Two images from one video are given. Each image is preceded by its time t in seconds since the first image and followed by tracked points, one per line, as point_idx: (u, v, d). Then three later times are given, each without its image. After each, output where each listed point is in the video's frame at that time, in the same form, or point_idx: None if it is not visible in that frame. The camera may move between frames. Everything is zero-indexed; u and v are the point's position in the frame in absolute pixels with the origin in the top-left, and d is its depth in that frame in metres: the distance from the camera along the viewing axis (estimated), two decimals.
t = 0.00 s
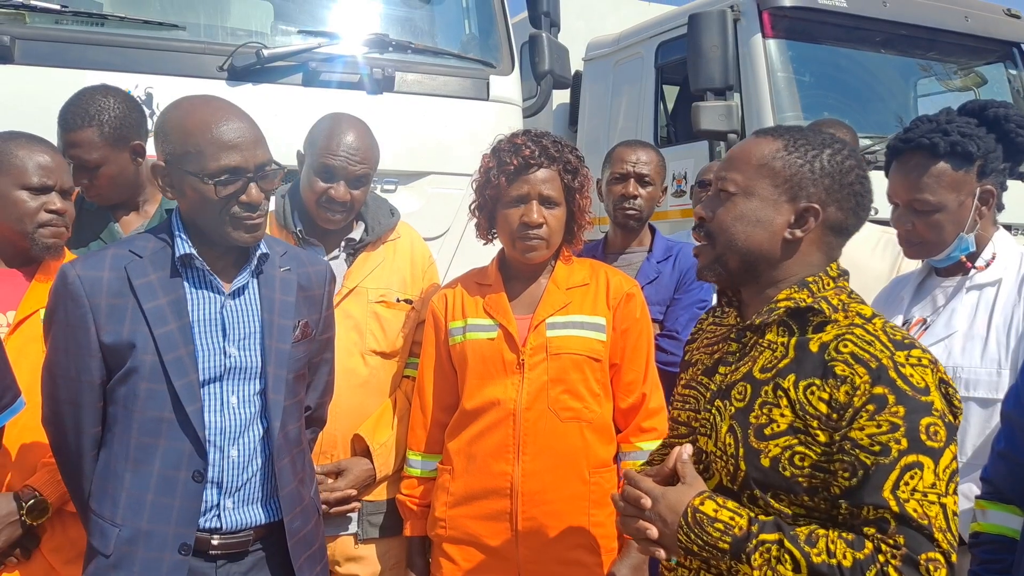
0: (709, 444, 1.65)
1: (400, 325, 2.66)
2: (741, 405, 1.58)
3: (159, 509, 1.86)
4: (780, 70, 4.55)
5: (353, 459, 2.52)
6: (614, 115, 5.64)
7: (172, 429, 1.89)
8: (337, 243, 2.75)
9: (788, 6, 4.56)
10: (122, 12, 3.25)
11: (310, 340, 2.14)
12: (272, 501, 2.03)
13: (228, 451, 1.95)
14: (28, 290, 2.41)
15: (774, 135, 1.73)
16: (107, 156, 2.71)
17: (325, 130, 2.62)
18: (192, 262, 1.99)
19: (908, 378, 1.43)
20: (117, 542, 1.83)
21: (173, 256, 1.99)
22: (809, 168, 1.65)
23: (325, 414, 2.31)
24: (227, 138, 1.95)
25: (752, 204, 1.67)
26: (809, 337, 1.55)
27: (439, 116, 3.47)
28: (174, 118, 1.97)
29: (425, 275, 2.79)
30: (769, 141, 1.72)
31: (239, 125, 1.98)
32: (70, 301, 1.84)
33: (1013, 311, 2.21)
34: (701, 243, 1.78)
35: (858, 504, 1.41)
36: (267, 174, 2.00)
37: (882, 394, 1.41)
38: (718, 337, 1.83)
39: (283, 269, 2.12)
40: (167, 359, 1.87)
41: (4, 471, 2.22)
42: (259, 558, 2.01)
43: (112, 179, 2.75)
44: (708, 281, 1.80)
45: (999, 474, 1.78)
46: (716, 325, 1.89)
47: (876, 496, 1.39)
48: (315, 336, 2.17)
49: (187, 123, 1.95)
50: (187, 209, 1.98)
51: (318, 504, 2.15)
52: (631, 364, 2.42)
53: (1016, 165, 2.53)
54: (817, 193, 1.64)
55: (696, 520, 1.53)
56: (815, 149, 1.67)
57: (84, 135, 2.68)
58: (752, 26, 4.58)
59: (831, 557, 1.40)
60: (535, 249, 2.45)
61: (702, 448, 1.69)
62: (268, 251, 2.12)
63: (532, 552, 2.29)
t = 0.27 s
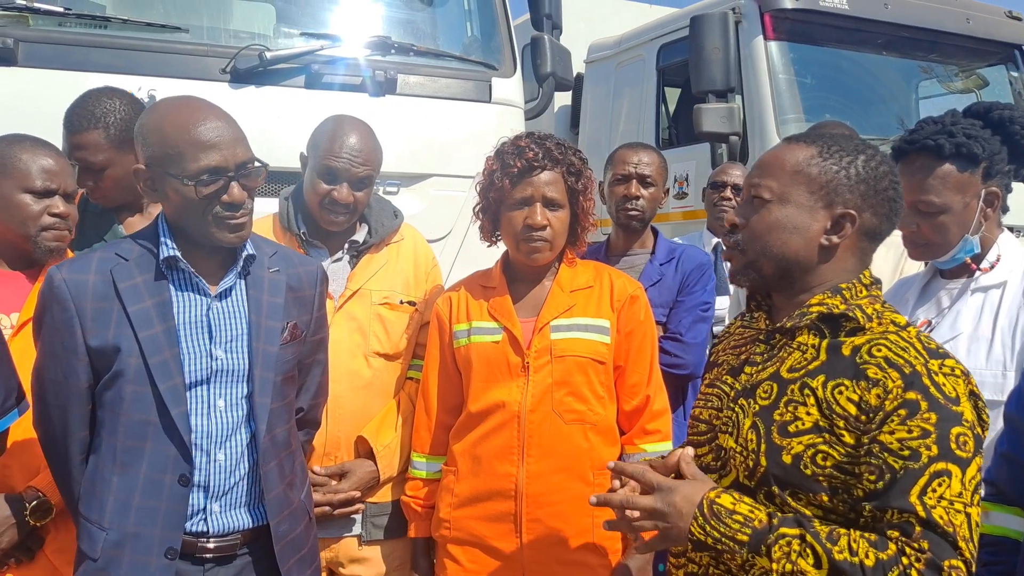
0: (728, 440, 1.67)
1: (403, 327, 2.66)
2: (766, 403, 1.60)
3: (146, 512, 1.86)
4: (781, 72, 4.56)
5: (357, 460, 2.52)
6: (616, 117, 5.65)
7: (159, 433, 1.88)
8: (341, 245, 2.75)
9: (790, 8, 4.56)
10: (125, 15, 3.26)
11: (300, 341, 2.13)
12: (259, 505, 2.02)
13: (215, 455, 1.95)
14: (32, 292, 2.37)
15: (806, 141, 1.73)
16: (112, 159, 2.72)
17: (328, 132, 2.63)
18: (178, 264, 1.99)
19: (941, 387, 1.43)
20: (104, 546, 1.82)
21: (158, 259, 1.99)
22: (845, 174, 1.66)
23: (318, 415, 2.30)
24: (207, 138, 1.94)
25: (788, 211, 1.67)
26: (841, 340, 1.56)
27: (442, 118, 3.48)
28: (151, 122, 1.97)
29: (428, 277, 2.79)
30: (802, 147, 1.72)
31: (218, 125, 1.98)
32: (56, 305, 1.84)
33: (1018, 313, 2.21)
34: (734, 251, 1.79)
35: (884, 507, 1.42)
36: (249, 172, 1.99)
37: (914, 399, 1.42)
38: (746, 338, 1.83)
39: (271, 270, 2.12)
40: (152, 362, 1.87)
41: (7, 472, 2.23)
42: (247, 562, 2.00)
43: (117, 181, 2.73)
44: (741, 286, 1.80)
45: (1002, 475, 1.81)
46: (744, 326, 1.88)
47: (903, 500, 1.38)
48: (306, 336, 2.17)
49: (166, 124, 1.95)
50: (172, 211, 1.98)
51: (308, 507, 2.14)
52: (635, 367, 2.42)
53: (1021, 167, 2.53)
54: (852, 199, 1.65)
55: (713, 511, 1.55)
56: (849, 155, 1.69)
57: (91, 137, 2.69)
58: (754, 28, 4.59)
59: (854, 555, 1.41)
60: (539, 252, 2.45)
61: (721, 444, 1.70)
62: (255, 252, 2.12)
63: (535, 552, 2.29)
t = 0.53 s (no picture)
0: (751, 442, 1.67)
1: (407, 328, 2.67)
2: (792, 404, 1.60)
3: (134, 516, 1.86)
4: (783, 74, 4.56)
5: (360, 461, 2.53)
6: (618, 118, 5.66)
7: (147, 436, 1.88)
8: (345, 246, 2.75)
9: (792, 9, 4.56)
10: (127, 16, 3.26)
11: (291, 343, 2.13)
12: (249, 508, 2.02)
13: (204, 458, 1.95)
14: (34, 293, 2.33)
15: (834, 149, 1.73)
16: (116, 159, 2.72)
17: (331, 135, 2.63)
18: (166, 265, 1.98)
19: (969, 383, 1.46)
20: (93, 549, 1.82)
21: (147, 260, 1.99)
22: (873, 182, 1.66)
23: (310, 417, 2.30)
24: (196, 139, 1.94)
25: (817, 219, 1.67)
26: (870, 343, 1.57)
27: (445, 119, 3.48)
28: (140, 122, 1.96)
29: (433, 278, 2.79)
30: (830, 155, 1.71)
31: (208, 125, 1.97)
32: (44, 307, 1.84)
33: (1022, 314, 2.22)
34: (764, 259, 1.78)
35: (909, 484, 1.40)
36: (240, 172, 2.00)
37: (943, 391, 1.44)
38: (771, 343, 1.83)
39: (262, 272, 2.13)
40: (140, 364, 1.87)
41: (9, 473, 2.23)
42: (236, 565, 2.00)
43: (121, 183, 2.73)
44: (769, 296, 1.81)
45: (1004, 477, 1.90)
46: (771, 332, 1.87)
47: (928, 478, 1.38)
48: (297, 338, 2.18)
49: (155, 124, 1.94)
50: (161, 212, 1.98)
51: (299, 509, 2.14)
52: (639, 368, 2.42)
53: None
54: (881, 207, 1.65)
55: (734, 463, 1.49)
56: (877, 163, 1.69)
57: (95, 138, 2.68)
58: (756, 30, 4.59)
59: (878, 515, 1.38)
60: (542, 253, 2.45)
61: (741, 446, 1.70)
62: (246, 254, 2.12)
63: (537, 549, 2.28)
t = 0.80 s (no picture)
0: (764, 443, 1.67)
1: (409, 328, 2.67)
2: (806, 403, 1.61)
3: (129, 518, 1.85)
4: (785, 75, 4.56)
5: (363, 462, 2.54)
6: (619, 118, 5.66)
7: (142, 438, 1.88)
8: (348, 247, 2.75)
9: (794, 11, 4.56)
10: (129, 16, 3.26)
11: (286, 344, 2.13)
12: (245, 509, 2.02)
13: (200, 459, 1.95)
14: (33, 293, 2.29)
15: (841, 157, 1.70)
16: (119, 159, 2.72)
17: (333, 136, 2.63)
18: (162, 267, 1.98)
19: (976, 376, 1.48)
20: (87, 551, 1.82)
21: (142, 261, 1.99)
22: (884, 193, 1.64)
23: (303, 418, 2.31)
24: (194, 138, 1.94)
25: (829, 234, 1.65)
26: (885, 344, 1.58)
27: (446, 120, 3.48)
28: (136, 121, 1.95)
29: (435, 279, 2.79)
30: (838, 165, 1.68)
31: (205, 124, 1.97)
32: (38, 308, 1.84)
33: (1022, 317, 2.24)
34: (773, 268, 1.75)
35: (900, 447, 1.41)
36: (238, 172, 2.00)
37: (947, 376, 1.46)
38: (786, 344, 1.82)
39: (257, 272, 2.12)
40: (136, 365, 1.87)
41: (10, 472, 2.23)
42: (232, 566, 2.01)
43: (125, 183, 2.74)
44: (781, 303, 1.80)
45: (1004, 477, 1.92)
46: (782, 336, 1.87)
47: (921, 442, 1.39)
48: (291, 339, 2.17)
49: (151, 125, 1.93)
50: (157, 211, 1.97)
51: (295, 510, 2.14)
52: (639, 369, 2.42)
53: None
54: (893, 218, 1.64)
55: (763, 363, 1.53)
56: (887, 172, 1.67)
57: (98, 137, 2.69)
58: (757, 31, 4.59)
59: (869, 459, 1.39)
60: (543, 254, 2.45)
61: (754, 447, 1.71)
62: (241, 254, 2.12)
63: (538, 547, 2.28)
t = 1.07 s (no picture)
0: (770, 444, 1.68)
1: (413, 330, 2.67)
2: (812, 408, 1.62)
3: (129, 520, 1.86)
4: (786, 77, 4.56)
5: (366, 462, 2.55)
6: (621, 120, 5.66)
7: (142, 440, 1.88)
8: (353, 248, 2.75)
9: (795, 12, 4.56)
10: (132, 18, 3.27)
11: (286, 346, 2.14)
12: (244, 512, 2.03)
13: (199, 462, 1.95)
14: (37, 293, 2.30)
15: (851, 157, 1.71)
16: (123, 161, 2.73)
17: (337, 138, 2.63)
18: (163, 269, 1.99)
19: (987, 394, 1.47)
20: (87, 553, 1.82)
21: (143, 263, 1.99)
22: (892, 194, 1.65)
23: (302, 420, 2.31)
24: (197, 141, 1.94)
25: (837, 233, 1.66)
26: (891, 348, 1.58)
27: (448, 121, 3.48)
28: (139, 123, 1.96)
29: (439, 280, 2.79)
30: (848, 163, 1.69)
31: (209, 127, 1.98)
32: (38, 308, 1.84)
33: None
34: (780, 266, 1.76)
35: (921, 489, 1.42)
36: (241, 175, 2.01)
37: (961, 398, 1.45)
38: (786, 345, 1.82)
39: (258, 275, 2.13)
40: (137, 367, 1.88)
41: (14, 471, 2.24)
42: (230, 568, 2.01)
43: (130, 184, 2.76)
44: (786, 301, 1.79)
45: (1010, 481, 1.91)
46: (783, 336, 1.86)
47: (941, 486, 1.40)
48: (291, 342, 2.18)
49: (155, 127, 1.94)
50: (160, 213, 1.98)
51: (294, 512, 2.14)
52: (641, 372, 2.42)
53: None
54: (900, 218, 1.65)
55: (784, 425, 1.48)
56: (897, 172, 1.67)
57: (102, 139, 2.69)
58: (759, 33, 4.59)
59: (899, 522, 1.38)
60: (546, 255, 2.45)
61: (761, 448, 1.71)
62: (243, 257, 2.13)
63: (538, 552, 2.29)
